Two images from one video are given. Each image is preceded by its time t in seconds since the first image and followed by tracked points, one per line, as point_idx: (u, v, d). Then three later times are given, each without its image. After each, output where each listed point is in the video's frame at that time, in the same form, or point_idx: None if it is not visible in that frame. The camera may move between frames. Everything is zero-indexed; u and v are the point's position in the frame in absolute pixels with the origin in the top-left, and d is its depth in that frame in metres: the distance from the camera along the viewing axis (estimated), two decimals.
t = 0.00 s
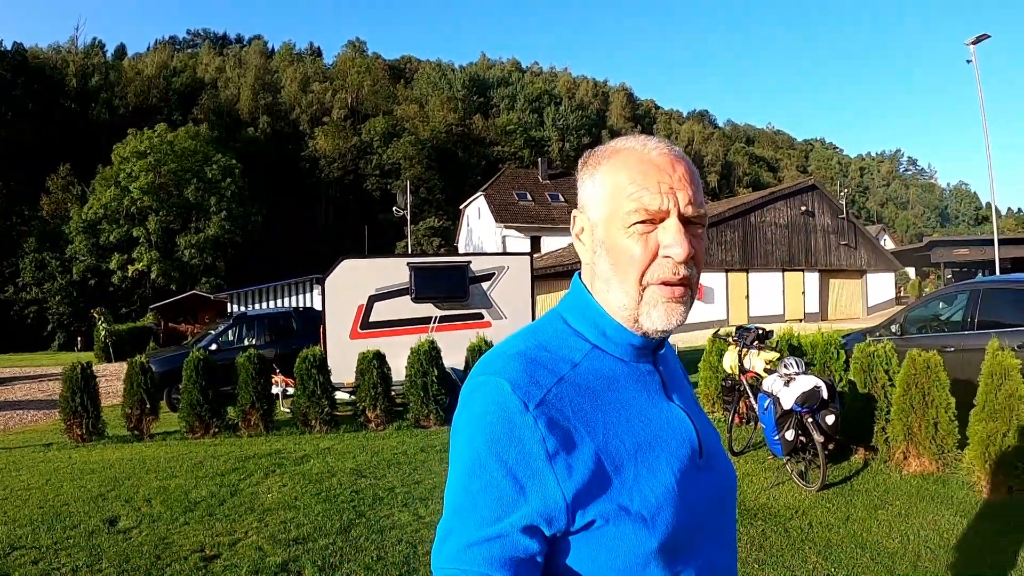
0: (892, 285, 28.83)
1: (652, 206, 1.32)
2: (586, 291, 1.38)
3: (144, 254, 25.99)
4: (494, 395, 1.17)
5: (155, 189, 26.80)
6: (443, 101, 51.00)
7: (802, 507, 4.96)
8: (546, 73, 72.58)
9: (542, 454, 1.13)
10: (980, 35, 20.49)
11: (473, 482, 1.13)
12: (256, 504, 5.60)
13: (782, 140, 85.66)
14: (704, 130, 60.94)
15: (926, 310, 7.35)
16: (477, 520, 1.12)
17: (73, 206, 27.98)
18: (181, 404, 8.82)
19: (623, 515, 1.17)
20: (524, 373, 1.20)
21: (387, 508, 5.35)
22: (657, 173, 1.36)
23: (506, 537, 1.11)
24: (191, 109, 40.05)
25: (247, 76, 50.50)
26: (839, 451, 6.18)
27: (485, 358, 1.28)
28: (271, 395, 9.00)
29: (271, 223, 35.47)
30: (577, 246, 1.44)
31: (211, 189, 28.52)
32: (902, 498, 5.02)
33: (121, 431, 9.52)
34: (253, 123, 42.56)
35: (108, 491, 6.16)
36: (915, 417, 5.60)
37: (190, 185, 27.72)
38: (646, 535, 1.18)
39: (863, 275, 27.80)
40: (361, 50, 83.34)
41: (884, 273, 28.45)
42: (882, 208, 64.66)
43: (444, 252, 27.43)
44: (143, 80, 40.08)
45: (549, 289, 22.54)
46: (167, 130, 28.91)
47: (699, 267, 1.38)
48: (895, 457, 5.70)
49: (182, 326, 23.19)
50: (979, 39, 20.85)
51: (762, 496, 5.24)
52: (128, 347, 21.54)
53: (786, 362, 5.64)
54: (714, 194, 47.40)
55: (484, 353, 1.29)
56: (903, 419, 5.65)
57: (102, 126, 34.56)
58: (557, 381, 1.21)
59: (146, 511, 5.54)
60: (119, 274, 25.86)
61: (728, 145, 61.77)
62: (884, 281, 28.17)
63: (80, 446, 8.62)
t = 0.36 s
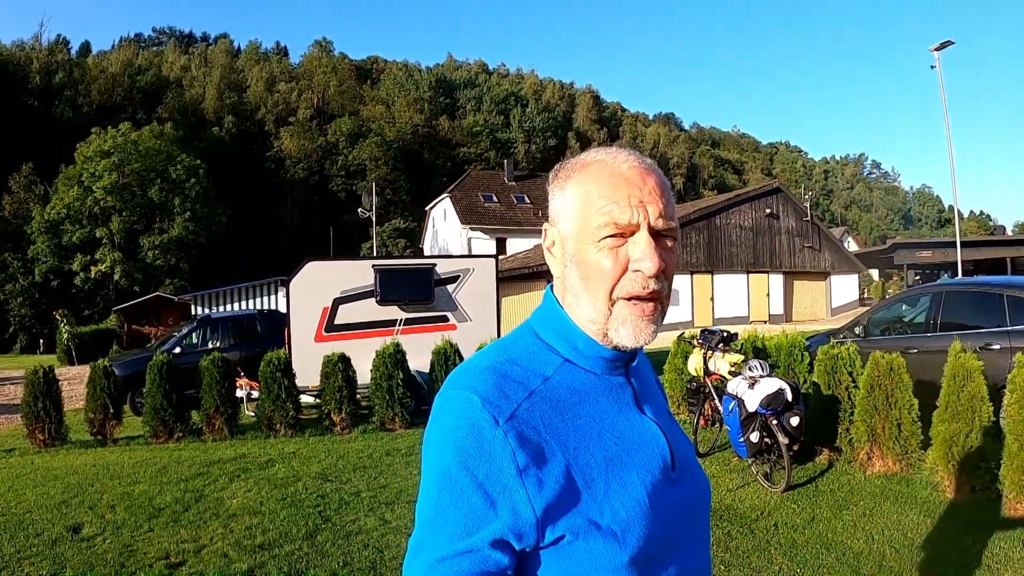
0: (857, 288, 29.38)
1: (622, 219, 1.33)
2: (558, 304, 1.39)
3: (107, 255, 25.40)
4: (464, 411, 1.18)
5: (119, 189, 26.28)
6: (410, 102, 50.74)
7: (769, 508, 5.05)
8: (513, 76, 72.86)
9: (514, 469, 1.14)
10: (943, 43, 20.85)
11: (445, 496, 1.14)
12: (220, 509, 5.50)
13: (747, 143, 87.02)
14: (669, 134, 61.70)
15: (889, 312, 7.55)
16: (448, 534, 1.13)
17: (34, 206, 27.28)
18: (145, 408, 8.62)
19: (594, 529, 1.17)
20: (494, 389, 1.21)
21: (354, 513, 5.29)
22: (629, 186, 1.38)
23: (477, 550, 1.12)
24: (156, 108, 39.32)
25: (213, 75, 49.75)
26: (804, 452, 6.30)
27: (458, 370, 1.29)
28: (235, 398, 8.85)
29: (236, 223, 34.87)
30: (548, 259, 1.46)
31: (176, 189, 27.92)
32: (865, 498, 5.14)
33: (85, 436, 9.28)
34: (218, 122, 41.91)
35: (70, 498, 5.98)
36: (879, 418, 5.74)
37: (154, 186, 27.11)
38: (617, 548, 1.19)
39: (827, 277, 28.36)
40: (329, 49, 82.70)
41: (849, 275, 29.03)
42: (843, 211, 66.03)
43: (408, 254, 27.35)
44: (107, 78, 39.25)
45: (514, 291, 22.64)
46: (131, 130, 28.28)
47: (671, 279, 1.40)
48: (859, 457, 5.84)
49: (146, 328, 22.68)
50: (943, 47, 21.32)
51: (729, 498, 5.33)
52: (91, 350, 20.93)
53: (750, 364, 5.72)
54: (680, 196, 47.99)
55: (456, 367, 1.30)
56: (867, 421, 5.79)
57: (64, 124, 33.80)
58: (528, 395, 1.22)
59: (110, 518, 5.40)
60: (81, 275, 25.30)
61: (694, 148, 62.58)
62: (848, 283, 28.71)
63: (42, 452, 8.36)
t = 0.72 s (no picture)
0: (811, 289, 30.18)
1: (581, 224, 1.35)
2: (526, 306, 1.40)
3: (60, 257, 24.50)
4: (437, 412, 1.17)
5: (71, 188, 25.10)
6: (366, 103, 50.27)
7: (728, 507, 5.14)
8: (471, 78, 72.95)
9: (487, 470, 1.13)
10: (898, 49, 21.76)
11: (420, 501, 1.12)
12: (176, 516, 5.35)
13: (702, 147, 88.71)
14: (625, 137, 62.54)
15: (844, 314, 7.76)
16: (426, 537, 1.11)
17: None
18: (97, 413, 8.35)
19: (568, 528, 1.17)
20: (466, 392, 1.20)
21: (312, 518, 5.20)
22: (590, 191, 1.39)
23: (453, 552, 1.10)
24: (110, 107, 38.06)
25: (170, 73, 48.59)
26: (761, 452, 6.43)
27: (430, 372, 1.28)
28: (191, 402, 8.61)
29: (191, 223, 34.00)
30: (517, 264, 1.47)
31: (129, 189, 27.01)
32: (822, 497, 5.26)
33: (36, 442, 8.93)
34: (174, 122, 40.89)
35: (21, 505, 5.75)
36: (835, 418, 5.89)
37: (108, 186, 26.13)
38: (591, 548, 1.18)
39: (782, 279, 29.07)
40: (285, 48, 81.48)
41: (802, 277, 29.81)
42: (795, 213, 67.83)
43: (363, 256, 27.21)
44: (61, 74, 37.92)
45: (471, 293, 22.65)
46: (85, 128, 27.32)
47: (635, 282, 1.40)
48: (816, 457, 5.98)
49: (100, 330, 22.03)
50: (898, 53, 22.25)
51: (690, 498, 5.41)
52: (42, 354, 20.39)
53: (708, 366, 5.84)
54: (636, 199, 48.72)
55: (426, 371, 1.29)
56: (823, 420, 5.93)
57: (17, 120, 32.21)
58: (500, 397, 1.21)
59: (63, 525, 5.20)
60: (33, 278, 24.59)
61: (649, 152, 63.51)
62: (802, 284, 29.45)
63: None
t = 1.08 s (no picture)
0: (758, 290, 30.96)
1: (571, 232, 1.34)
2: (525, 309, 1.41)
3: (4, 258, 23.29)
4: (438, 415, 1.16)
5: (15, 188, 23.91)
6: (316, 104, 49.50)
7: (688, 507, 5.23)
8: (421, 79, 72.73)
9: (488, 472, 1.12)
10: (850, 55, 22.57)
11: (418, 503, 1.12)
12: (130, 526, 5.17)
13: (650, 149, 90.33)
14: (575, 139, 63.23)
15: (796, 315, 7.99)
16: (423, 538, 1.11)
17: None
18: (45, 420, 8.03)
19: (568, 531, 1.16)
20: (468, 396, 1.19)
21: (269, 525, 5.08)
22: (587, 198, 1.37)
23: (452, 553, 1.10)
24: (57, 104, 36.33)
25: (118, 69, 47.09)
26: (717, 452, 6.55)
27: (432, 375, 1.27)
28: (141, 407, 8.32)
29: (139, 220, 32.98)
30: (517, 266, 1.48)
31: (76, 189, 26.04)
32: (780, 494, 5.37)
33: None
34: (122, 121, 39.51)
35: None
36: (790, 417, 6.04)
37: (54, 185, 25.06)
38: (591, 551, 1.18)
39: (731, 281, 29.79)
40: (234, 46, 79.71)
41: (750, 278, 30.62)
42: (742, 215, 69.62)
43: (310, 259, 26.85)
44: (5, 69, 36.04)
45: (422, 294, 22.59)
46: (29, 125, 26.12)
47: (629, 291, 1.39)
48: (771, 455, 6.12)
49: (45, 334, 21.13)
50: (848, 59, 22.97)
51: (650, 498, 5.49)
52: None
53: (665, 367, 5.92)
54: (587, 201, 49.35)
55: (428, 374, 1.28)
56: (779, 419, 6.08)
57: None
58: (500, 400, 1.21)
59: (12, 538, 4.98)
60: None
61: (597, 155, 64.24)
62: (748, 285, 30.18)
63: None
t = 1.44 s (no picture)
0: (700, 292, 31.63)
1: (596, 229, 1.35)
2: (541, 306, 1.41)
3: None
4: (458, 411, 1.16)
5: None
6: (258, 104, 48.34)
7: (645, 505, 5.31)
8: (364, 81, 71.98)
9: (507, 468, 1.12)
10: (792, 64, 23.24)
11: (437, 498, 1.11)
12: (77, 537, 4.96)
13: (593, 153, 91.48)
14: (518, 142, 63.66)
15: (743, 317, 8.22)
16: (438, 534, 1.11)
17: None
18: None
19: (586, 526, 1.16)
20: (488, 391, 1.19)
21: (223, 534, 4.93)
22: (609, 197, 1.37)
23: (468, 547, 1.10)
24: None
25: (51, 64, 45.15)
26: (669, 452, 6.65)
27: (449, 371, 1.27)
28: (84, 414, 7.99)
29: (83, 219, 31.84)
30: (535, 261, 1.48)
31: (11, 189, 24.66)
32: (733, 492, 5.49)
33: None
34: (60, 119, 37.58)
35: None
36: (741, 416, 6.20)
37: None
38: (609, 546, 1.18)
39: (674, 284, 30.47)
40: (174, 41, 77.11)
41: (692, 281, 31.39)
42: (683, 220, 71.18)
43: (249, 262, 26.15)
44: None
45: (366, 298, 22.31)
46: None
47: (650, 288, 1.40)
48: (722, 454, 6.26)
49: None
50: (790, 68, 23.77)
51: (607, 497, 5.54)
52: None
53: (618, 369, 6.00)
54: (531, 205, 49.71)
55: (446, 369, 1.28)
56: (729, 419, 6.23)
57: None
58: (520, 395, 1.21)
59: None
60: None
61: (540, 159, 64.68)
62: (691, 288, 30.82)
63: None
